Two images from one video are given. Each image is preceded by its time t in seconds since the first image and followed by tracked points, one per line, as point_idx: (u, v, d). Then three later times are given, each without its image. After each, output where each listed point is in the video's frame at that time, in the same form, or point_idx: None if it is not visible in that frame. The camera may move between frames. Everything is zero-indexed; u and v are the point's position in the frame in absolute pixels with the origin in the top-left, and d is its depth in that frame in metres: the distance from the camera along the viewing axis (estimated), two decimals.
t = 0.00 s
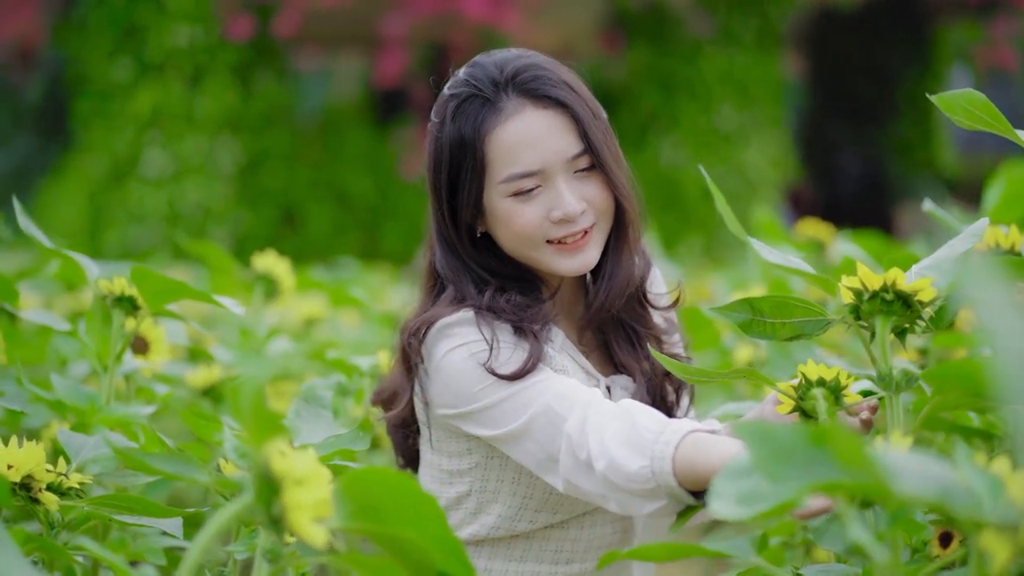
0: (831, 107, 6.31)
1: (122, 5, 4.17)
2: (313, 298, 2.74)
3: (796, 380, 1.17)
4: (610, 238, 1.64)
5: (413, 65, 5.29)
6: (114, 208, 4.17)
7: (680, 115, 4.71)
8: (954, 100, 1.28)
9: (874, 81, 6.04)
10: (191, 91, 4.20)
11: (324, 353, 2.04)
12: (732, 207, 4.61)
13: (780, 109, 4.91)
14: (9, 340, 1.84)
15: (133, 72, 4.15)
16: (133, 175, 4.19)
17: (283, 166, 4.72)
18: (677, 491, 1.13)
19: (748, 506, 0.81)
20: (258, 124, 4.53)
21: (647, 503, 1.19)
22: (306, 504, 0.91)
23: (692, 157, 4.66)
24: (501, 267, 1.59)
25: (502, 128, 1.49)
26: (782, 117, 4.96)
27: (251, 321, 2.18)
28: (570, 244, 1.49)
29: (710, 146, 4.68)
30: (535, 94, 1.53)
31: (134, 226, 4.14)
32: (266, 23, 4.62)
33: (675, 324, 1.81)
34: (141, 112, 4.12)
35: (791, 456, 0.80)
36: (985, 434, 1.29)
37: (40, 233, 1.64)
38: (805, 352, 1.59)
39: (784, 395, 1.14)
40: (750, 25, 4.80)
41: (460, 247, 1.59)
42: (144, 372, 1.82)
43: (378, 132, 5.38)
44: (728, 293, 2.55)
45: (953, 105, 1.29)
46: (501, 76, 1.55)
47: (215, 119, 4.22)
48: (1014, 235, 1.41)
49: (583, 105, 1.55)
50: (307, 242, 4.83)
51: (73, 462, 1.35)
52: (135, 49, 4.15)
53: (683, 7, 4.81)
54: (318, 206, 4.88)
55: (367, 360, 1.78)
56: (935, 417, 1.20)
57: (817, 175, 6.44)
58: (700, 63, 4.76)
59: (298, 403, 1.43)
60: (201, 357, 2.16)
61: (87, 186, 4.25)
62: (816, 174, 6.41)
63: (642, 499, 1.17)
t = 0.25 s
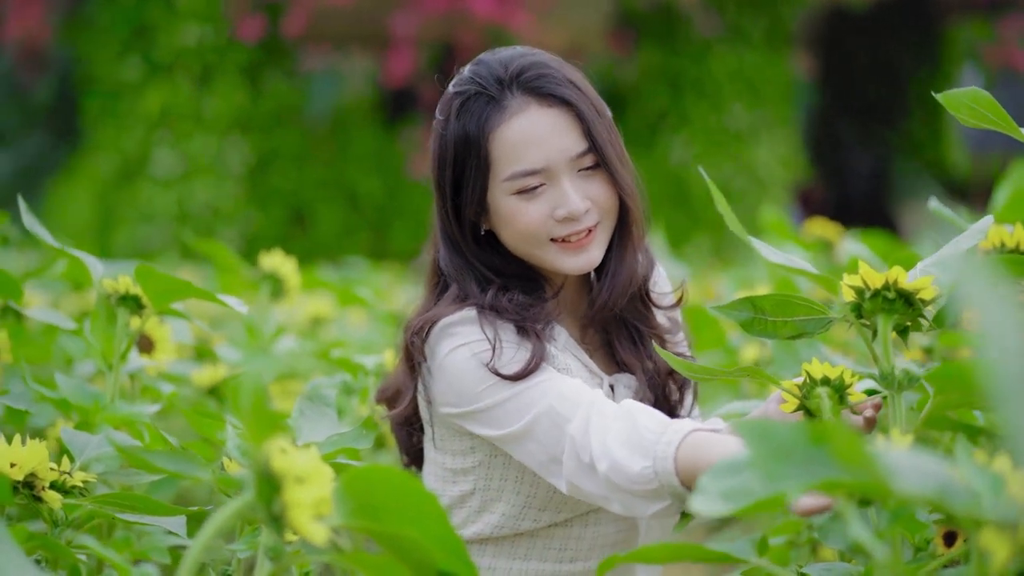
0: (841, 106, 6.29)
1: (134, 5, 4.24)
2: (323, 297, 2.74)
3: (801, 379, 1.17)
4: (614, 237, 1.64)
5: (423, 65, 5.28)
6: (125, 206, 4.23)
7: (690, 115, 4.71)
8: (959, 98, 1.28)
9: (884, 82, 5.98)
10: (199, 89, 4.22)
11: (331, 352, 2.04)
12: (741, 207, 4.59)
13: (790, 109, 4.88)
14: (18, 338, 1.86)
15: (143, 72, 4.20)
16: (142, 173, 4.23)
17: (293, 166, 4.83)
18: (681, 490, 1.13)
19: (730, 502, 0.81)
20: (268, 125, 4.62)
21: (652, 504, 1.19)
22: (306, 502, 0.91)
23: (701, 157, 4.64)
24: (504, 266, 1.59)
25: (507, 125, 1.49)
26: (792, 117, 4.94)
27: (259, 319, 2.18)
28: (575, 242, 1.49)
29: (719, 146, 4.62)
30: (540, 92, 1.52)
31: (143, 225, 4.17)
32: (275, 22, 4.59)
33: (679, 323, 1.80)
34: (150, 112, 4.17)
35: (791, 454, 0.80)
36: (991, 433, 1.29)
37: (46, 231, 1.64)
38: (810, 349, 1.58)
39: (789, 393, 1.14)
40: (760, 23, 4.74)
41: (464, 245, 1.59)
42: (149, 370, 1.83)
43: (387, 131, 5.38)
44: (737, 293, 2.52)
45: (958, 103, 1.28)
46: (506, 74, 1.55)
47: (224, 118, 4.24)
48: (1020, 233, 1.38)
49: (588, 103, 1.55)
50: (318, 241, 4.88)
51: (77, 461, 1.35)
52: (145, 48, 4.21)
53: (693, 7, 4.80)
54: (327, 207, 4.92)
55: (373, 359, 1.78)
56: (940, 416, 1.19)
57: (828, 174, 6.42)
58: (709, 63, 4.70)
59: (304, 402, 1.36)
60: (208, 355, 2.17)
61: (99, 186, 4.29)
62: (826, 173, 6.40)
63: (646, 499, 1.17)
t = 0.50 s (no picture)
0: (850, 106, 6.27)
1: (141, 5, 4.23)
2: (330, 296, 2.74)
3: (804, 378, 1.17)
4: (617, 235, 1.64)
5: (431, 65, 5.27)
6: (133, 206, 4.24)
7: (698, 114, 4.69)
8: (963, 98, 1.27)
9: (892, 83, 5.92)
10: (209, 91, 4.22)
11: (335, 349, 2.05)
12: (749, 208, 4.57)
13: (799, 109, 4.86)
14: (23, 337, 1.88)
15: (151, 72, 4.20)
16: (151, 173, 4.25)
17: (302, 167, 4.80)
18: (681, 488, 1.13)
19: (726, 497, 0.80)
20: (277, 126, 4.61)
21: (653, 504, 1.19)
22: (306, 500, 0.90)
23: (710, 157, 4.62)
24: (508, 264, 1.59)
25: (510, 123, 1.49)
26: (802, 117, 4.92)
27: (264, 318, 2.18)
28: (578, 240, 1.49)
29: (727, 147, 4.62)
30: (544, 89, 1.52)
31: (151, 226, 4.18)
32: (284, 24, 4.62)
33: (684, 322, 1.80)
34: (159, 113, 4.17)
35: (790, 453, 0.80)
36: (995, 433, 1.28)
37: (51, 230, 1.64)
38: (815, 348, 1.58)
39: (794, 392, 1.14)
40: (768, 23, 4.72)
41: (468, 243, 1.60)
42: (153, 370, 1.83)
43: (395, 131, 5.37)
44: (742, 293, 2.50)
45: (962, 103, 1.27)
46: (510, 71, 1.55)
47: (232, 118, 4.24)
48: None
49: (592, 101, 1.55)
50: (327, 242, 4.88)
51: (80, 460, 1.36)
52: (153, 49, 4.20)
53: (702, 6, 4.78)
54: (336, 207, 4.91)
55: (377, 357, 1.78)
56: (944, 416, 1.19)
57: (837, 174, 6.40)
58: (717, 62, 4.69)
59: (307, 401, 1.36)
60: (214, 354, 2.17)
61: (107, 185, 4.30)
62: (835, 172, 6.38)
63: (648, 500, 1.17)
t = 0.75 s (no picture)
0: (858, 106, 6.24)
1: (149, 6, 4.28)
2: (338, 296, 2.74)
3: (808, 378, 1.17)
4: (620, 233, 1.63)
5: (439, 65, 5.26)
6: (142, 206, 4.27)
7: (707, 114, 4.67)
8: (966, 97, 1.27)
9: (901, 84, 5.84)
10: (217, 91, 4.25)
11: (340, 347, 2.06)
12: (758, 207, 4.54)
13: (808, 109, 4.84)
14: (28, 336, 1.90)
15: (160, 72, 4.23)
16: (160, 173, 4.27)
17: (311, 169, 4.77)
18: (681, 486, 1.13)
19: (724, 505, 0.80)
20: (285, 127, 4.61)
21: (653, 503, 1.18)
22: (306, 499, 0.90)
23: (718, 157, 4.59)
24: (511, 263, 1.59)
25: (513, 122, 1.49)
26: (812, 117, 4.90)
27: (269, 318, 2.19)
28: (581, 239, 1.49)
29: (736, 146, 4.61)
30: (547, 88, 1.52)
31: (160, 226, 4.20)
32: (292, 24, 4.60)
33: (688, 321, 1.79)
34: (168, 113, 4.20)
35: (792, 452, 0.79)
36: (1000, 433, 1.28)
37: (56, 229, 1.65)
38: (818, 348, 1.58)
39: (799, 391, 1.14)
40: (777, 23, 4.71)
41: (470, 241, 1.59)
42: (158, 369, 1.83)
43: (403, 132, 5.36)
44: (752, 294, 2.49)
45: (965, 103, 1.27)
46: (512, 70, 1.55)
47: (241, 118, 4.28)
48: None
49: (595, 99, 1.54)
50: (336, 242, 4.84)
51: (84, 459, 1.36)
52: (160, 49, 4.25)
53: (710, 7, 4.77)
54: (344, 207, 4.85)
55: (381, 356, 1.78)
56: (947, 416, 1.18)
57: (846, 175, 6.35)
58: (725, 62, 4.68)
59: (311, 400, 1.38)
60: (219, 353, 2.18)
61: (116, 185, 4.32)
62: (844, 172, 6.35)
63: (649, 499, 1.17)
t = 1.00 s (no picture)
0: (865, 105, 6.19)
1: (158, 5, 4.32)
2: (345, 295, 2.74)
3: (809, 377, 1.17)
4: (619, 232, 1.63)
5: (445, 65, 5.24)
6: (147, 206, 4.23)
7: (714, 114, 4.63)
8: (967, 96, 1.26)
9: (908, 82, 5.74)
10: (223, 91, 4.29)
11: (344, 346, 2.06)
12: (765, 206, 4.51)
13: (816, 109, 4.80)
14: (32, 335, 1.91)
15: (166, 72, 4.28)
16: (165, 174, 4.26)
17: (319, 169, 4.75)
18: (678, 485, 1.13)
19: (713, 498, 0.81)
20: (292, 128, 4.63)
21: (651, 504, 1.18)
22: (304, 498, 0.89)
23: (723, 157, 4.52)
24: (511, 262, 1.58)
25: (512, 120, 1.48)
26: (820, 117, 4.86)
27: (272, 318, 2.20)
28: (581, 237, 1.48)
29: (741, 146, 4.53)
30: (546, 86, 1.52)
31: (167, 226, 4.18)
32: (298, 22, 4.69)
33: (689, 320, 1.79)
34: (175, 113, 4.23)
35: (790, 452, 0.79)
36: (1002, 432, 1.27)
37: (57, 228, 1.65)
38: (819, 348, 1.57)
39: (802, 390, 1.15)
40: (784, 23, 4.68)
41: (471, 240, 1.59)
42: (160, 369, 1.83)
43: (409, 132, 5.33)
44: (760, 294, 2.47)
45: (966, 101, 1.27)
46: (512, 68, 1.55)
47: (247, 117, 4.30)
48: None
49: (594, 98, 1.54)
50: (342, 244, 4.75)
51: (84, 458, 1.36)
52: (168, 49, 4.30)
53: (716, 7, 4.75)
54: (350, 208, 4.77)
55: (383, 355, 1.78)
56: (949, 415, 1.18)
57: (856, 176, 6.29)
58: (732, 62, 4.66)
59: (313, 400, 1.36)
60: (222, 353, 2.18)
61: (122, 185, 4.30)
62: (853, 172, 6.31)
63: (646, 499, 1.17)
